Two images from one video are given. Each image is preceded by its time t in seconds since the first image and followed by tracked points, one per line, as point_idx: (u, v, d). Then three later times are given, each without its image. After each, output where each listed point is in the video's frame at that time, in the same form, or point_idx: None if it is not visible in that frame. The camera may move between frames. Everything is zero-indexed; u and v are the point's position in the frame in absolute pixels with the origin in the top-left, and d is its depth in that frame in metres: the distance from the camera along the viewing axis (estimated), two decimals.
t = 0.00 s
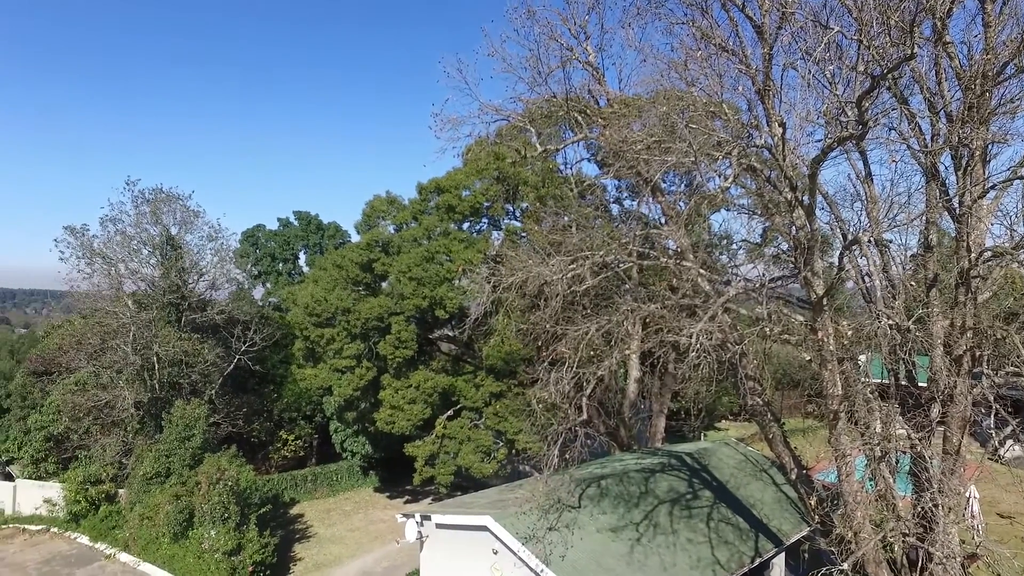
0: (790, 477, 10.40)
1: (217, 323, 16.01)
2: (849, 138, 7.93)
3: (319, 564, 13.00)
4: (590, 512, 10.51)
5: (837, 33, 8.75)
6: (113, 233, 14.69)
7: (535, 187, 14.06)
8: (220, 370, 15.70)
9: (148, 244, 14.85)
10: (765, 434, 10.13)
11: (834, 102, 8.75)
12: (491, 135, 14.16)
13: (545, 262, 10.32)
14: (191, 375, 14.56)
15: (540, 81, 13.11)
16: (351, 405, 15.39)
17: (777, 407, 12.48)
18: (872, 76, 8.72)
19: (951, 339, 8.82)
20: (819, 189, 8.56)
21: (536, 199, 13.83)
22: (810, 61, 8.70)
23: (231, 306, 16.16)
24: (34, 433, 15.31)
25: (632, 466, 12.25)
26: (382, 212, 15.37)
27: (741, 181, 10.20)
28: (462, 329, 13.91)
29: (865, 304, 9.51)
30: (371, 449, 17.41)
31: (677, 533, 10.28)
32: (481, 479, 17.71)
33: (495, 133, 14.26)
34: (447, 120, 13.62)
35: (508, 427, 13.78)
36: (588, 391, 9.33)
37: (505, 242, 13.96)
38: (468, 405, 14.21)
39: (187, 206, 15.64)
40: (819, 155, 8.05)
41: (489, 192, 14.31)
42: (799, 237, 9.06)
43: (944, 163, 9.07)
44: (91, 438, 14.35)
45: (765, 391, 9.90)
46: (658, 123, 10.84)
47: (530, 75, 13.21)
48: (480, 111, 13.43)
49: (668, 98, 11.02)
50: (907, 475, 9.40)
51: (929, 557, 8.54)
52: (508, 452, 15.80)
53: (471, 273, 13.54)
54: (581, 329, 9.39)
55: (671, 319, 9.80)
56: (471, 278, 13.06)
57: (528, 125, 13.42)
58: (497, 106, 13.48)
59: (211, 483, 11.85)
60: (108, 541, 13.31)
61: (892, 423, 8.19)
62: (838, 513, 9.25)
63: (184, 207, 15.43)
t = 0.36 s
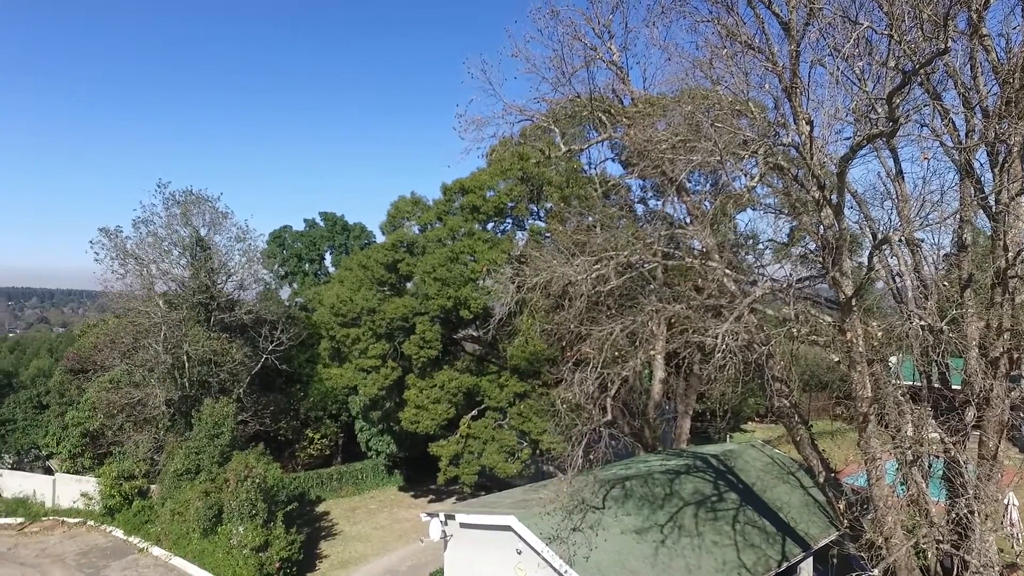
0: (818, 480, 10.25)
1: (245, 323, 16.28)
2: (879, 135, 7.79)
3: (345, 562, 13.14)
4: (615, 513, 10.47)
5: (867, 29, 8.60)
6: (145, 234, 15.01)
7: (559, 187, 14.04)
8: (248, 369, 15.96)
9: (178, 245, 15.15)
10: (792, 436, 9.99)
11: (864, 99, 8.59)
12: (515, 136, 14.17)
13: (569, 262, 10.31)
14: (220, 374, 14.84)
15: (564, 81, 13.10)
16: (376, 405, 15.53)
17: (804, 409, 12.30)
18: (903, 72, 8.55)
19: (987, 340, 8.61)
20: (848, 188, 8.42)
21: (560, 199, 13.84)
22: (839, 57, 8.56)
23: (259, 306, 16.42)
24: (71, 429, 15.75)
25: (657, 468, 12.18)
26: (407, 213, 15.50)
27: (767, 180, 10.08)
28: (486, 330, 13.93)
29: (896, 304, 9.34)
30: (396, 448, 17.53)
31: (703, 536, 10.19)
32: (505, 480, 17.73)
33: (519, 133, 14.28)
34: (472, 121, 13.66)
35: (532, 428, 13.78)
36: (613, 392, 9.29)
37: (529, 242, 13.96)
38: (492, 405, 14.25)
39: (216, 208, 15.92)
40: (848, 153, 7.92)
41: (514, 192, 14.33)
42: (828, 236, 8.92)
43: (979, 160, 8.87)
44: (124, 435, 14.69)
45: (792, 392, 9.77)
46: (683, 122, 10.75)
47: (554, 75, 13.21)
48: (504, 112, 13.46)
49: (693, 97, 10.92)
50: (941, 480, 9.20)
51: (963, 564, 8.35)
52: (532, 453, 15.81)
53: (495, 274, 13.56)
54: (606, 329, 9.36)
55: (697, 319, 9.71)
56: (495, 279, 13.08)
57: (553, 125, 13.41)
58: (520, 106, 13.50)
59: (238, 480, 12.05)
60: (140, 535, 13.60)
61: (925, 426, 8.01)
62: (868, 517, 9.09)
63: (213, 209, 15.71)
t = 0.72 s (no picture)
0: (847, 484, 10.07)
1: (271, 323, 16.51)
2: (910, 132, 7.63)
3: (369, 560, 13.25)
4: (638, 515, 10.41)
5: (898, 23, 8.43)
6: (174, 235, 15.30)
7: (583, 187, 14.01)
8: (274, 368, 16.19)
9: (206, 246, 15.41)
10: (819, 439, 9.84)
11: (894, 95, 8.42)
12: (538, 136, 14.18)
13: (593, 262, 10.28)
14: (247, 373, 15.08)
15: (587, 80, 13.05)
16: (400, 404, 15.65)
17: (832, 412, 12.11)
18: (936, 67, 8.36)
19: None
20: (878, 186, 8.26)
21: (584, 199, 13.81)
22: (869, 52, 8.40)
23: (285, 306, 16.65)
24: (105, 426, 16.14)
25: (681, 469, 12.07)
26: (430, 214, 15.60)
27: (794, 179, 9.94)
28: (509, 330, 13.93)
29: (928, 305, 9.14)
30: (420, 447, 17.63)
31: (728, 539, 10.08)
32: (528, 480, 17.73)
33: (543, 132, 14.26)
34: (495, 121, 13.68)
35: (555, 428, 13.76)
36: (637, 392, 9.24)
37: (553, 242, 13.94)
38: (516, 405, 14.27)
39: (243, 209, 16.16)
40: (877, 151, 7.77)
41: (537, 192, 14.44)
42: (856, 236, 8.76)
43: (1016, 156, 8.64)
44: (155, 432, 14.99)
45: (820, 394, 9.62)
46: (709, 120, 10.64)
47: (578, 74, 13.17)
48: (528, 112, 13.45)
49: (718, 95, 10.81)
50: (975, 485, 8.98)
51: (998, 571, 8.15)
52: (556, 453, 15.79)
53: (519, 274, 13.55)
54: (630, 329, 9.31)
55: (722, 320, 9.61)
56: (519, 279, 13.07)
57: (576, 125, 13.36)
58: (543, 106, 13.48)
59: (265, 478, 12.21)
60: (171, 530, 13.80)
61: (958, 430, 7.83)
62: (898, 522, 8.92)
63: (240, 210, 15.95)
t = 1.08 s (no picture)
0: (874, 487, 9.87)
1: (295, 323, 16.73)
2: (940, 128, 7.45)
3: (391, 558, 13.34)
4: (660, 517, 10.33)
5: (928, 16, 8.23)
6: (201, 236, 15.56)
7: (604, 186, 13.96)
8: (298, 368, 16.47)
9: (231, 246, 15.65)
10: (845, 441, 9.67)
11: (923, 91, 8.23)
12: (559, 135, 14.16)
13: (614, 262, 10.23)
14: (271, 372, 15.38)
15: (608, 79, 12.98)
16: (422, 404, 15.75)
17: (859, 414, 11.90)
18: (967, 61, 8.15)
19: None
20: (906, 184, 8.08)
21: (606, 199, 13.78)
22: (897, 47, 8.22)
23: (308, 306, 16.87)
24: (134, 423, 16.54)
25: (704, 471, 11.95)
26: (452, 214, 15.69)
27: (819, 177, 9.79)
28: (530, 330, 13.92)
29: (958, 306, 8.93)
30: (442, 447, 17.70)
31: (751, 542, 9.96)
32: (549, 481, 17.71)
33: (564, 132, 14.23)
34: (516, 121, 13.68)
35: (576, 429, 13.71)
36: (659, 393, 9.16)
37: (575, 242, 13.90)
38: (537, 405, 14.26)
39: (268, 211, 16.39)
40: (906, 148, 7.60)
41: (559, 192, 14.36)
42: (883, 235, 8.58)
43: None
44: (182, 430, 15.26)
45: (845, 396, 9.45)
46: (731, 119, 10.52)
47: (599, 73, 13.10)
48: (548, 111, 13.42)
49: (740, 93, 10.68)
50: (1007, 491, 8.76)
51: None
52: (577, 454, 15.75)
53: (540, 274, 13.52)
54: (651, 330, 9.23)
55: (745, 320, 9.48)
56: (541, 279, 13.04)
57: (597, 124, 13.29)
58: (564, 106, 13.44)
59: (288, 477, 12.35)
60: (197, 526, 14.03)
61: (990, 434, 7.63)
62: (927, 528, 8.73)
63: (264, 211, 16.17)
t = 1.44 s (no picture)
0: (904, 492, 9.65)
1: (319, 323, 16.94)
2: (972, 124, 7.25)
3: (413, 557, 13.42)
4: (683, 519, 10.23)
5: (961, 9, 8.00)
6: (228, 238, 15.84)
7: (627, 186, 13.89)
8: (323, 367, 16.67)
9: (258, 247, 15.90)
10: (874, 445, 9.48)
11: (954, 86, 8.02)
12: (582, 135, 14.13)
13: (637, 262, 10.16)
14: (296, 371, 15.57)
15: (631, 78, 12.89)
16: (445, 404, 15.82)
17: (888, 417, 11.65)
18: (1001, 55, 7.91)
19: None
20: (937, 182, 7.89)
21: (629, 199, 13.72)
22: (927, 41, 8.02)
23: (333, 306, 17.07)
24: (164, 420, 16.87)
25: (728, 474, 11.80)
26: (474, 214, 15.75)
27: (846, 175, 9.61)
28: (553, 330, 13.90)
29: (992, 306, 8.69)
30: (465, 447, 17.76)
31: (776, 546, 9.82)
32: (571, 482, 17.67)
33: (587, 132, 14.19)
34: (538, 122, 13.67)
35: (599, 429, 13.65)
36: (682, 394, 9.08)
37: (597, 242, 13.84)
38: (560, 405, 14.23)
39: (293, 212, 16.61)
40: (936, 145, 7.42)
41: (581, 192, 14.35)
42: (913, 234, 8.39)
43: None
44: (210, 427, 15.52)
45: (874, 398, 9.27)
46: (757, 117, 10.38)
47: (621, 72, 13.02)
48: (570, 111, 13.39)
49: (766, 90, 10.52)
50: None
51: None
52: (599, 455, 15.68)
53: (562, 274, 13.48)
54: (674, 330, 9.15)
55: (770, 321, 9.34)
56: (563, 279, 13.00)
57: (620, 123, 13.22)
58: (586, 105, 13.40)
59: (313, 475, 12.50)
60: (225, 522, 14.27)
61: None
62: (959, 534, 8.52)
63: (290, 213, 16.40)
